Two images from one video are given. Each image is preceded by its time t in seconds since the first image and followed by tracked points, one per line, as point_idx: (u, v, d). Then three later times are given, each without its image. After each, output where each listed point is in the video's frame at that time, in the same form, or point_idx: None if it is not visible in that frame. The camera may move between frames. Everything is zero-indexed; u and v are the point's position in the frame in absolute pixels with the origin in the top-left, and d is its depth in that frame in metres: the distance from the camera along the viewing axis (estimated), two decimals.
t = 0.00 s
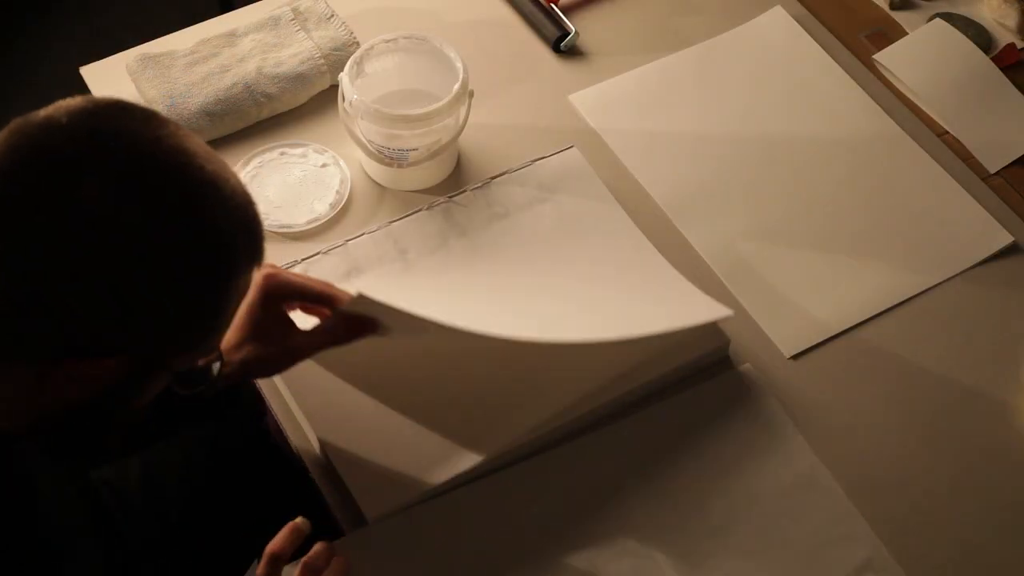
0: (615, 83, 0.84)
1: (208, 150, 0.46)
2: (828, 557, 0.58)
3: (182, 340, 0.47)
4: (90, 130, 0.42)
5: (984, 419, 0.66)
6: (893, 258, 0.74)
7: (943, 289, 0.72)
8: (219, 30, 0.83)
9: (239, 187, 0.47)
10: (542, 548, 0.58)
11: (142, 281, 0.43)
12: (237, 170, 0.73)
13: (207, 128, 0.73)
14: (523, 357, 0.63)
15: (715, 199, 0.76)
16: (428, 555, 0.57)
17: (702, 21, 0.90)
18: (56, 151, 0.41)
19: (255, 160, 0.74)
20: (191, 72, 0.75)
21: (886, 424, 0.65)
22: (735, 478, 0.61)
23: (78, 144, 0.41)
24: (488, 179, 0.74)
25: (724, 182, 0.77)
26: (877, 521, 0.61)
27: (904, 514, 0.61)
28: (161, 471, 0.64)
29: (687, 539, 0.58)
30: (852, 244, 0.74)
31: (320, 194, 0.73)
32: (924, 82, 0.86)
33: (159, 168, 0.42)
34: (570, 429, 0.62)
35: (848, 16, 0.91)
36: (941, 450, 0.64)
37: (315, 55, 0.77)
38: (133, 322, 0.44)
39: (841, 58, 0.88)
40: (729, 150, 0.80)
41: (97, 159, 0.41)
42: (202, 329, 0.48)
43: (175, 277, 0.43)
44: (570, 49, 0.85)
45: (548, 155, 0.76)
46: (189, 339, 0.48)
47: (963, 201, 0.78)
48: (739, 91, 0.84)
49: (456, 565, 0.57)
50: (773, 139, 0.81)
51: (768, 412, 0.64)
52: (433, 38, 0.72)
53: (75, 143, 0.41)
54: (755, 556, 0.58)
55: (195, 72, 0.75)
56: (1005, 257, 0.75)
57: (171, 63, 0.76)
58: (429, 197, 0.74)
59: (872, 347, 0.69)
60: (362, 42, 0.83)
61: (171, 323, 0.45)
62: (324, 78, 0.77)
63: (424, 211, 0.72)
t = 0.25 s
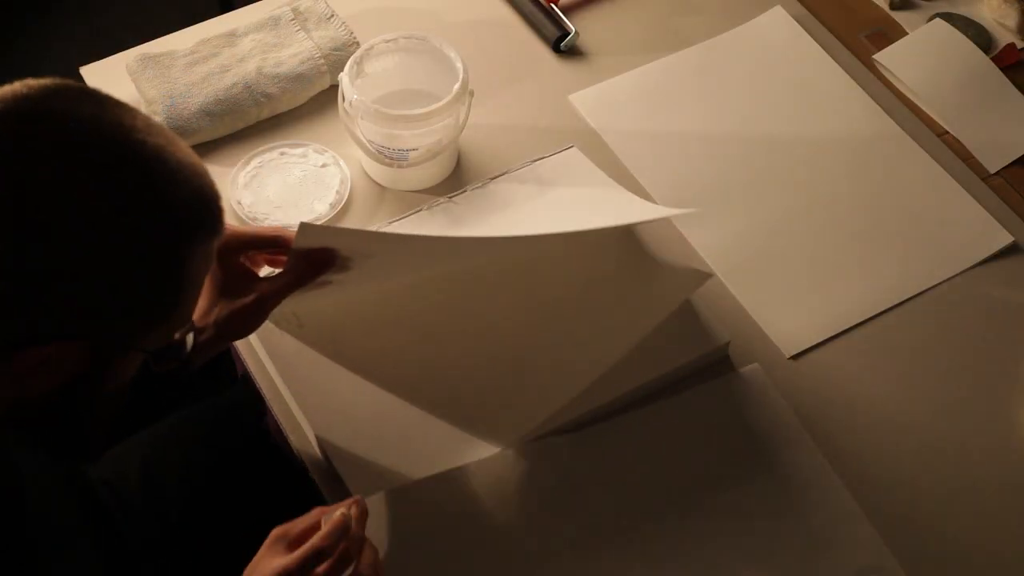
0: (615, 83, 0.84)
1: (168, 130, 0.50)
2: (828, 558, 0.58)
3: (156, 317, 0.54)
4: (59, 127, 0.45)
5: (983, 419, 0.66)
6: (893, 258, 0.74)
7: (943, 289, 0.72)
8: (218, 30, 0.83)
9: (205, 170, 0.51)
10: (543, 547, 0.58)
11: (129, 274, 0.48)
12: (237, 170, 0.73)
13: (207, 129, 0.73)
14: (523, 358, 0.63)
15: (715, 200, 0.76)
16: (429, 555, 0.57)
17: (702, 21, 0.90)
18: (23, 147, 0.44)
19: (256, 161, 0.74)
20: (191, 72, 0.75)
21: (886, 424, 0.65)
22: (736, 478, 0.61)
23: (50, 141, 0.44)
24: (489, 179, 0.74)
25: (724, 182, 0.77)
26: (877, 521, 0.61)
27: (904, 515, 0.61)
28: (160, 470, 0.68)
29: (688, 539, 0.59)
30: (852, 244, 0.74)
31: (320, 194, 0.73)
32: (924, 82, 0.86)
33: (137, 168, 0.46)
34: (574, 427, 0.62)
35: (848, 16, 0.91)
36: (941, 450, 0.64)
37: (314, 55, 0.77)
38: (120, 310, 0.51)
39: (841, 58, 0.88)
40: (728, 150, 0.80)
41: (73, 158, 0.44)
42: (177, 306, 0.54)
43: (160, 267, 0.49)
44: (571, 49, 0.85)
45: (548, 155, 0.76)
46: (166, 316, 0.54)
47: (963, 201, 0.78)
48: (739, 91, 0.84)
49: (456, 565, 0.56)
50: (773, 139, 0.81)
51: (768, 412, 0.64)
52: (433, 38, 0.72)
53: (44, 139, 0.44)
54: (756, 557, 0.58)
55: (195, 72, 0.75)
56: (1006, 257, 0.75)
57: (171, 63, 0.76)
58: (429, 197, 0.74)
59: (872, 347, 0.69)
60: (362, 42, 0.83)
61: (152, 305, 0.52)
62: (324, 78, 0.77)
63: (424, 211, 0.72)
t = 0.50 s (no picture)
0: (615, 83, 0.84)
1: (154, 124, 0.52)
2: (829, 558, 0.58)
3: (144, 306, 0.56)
4: (57, 126, 0.46)
5: (983, 419, 0.66)
6: (893, 258, 0.74)
7: (943, 289, 0.72)
8: (218, 30, 0.83)
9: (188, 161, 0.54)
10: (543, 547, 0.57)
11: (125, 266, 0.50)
12: (237, 170, 0.73)
13: (207, 129, 0.73)
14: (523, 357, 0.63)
15: (716, 200, 0.76)
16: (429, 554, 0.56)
17: (702, 21, 0.90)
18: (21, 146, 0.45)
19: (256, 161, 0.74)
20: (191, 72, 0.75)
21: (886, 424, 0.65)
22: (736, 478, 0.61)
23: (50, 139, 0.45)
24: (489, 179, 0.74)
25: (723, 182, 0.77)
26: (877, 520, 0.61)
27: (904, 514, 0.61)
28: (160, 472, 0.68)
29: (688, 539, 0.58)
30: (852, 244, 0.74)
31: (320, 194, 0.73)
32: (924, 82, 0.86)
33: (132, 162, 0.48)
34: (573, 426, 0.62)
35: (848, 16, 0.91)
36: (941, 450, 0.64)
37: (315, 55, 0.77)
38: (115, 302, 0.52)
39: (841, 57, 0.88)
40: (728, 149, 0.80)
41: (71, 156, 0.46)
42: (162, 294, 0.56)
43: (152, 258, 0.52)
44: (571, 49, 0.85)
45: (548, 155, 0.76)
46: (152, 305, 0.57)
47: (963, 201, 0.78)
48: (739, 90, 0.84)
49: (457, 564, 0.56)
50: (773, 139, 0.81)
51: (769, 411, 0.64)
52: (433, 38, 0.72)
53: (43, 138, 0.45)
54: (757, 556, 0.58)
55: (195, 72, 0.75)
56: (1006, 257, 0.75)
57: (171, 63, 0.76)
58: (429, 197, 0.74)
59: (872, 347, 0.69)
60: (362, 42, 0.83)
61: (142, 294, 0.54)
62: (324, 78, 0.77)
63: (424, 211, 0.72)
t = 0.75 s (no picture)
0: (615, 83, 0.84)
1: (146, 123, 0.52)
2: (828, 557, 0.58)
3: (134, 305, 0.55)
4: (55, 126, 0.46)
5: (983, 420, 0.66)
6: (893, 258, 0.74)
7: (943, 289, 0.72)
8: (218, 30, 0.83)
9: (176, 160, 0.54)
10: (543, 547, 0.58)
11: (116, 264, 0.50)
12: (237, 170, 0.73)
13: (207, 129, 0.73)
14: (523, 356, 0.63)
15: (715, 200, 0.76)
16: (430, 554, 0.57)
17: (702, 21, 0.90)
18: (21, 146, 0.45)
19: (256, 160, 0.74)
20: (191, 72, 0.75)
21: (886, 424, 0.65)
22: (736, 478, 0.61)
23: (48, 140, 0.45)
24: (489, 179, 0.74)
25: (723, 182, 0.77)
26: (877, 520, 0.61)
27: (904, 514, 0.61)
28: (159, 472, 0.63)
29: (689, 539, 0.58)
30: (852, 244, 0.74)
31: (320, 194, 0.73)
32: (923, 82, 0.86)
33: (126, 163, 0.48)
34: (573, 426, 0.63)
35: (848, 16, 0.91)
36: (941, 450, 0.64)
37: (315, 55, 0.77)
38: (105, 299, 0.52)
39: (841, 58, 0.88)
40: (728, 149, 0.80)
41: (68, 156, 0.46)
42: (152, 292, 0.56)
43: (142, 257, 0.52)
44: (570, 49, 0.85)
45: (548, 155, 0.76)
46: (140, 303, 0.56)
47: (963, 201, 0.78)
48: (739, 90, 0.84)
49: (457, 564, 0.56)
50: (773, 139, 0.81)
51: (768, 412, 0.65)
52: (433, 38, 0.72)
53: (42, 138, 0.45)
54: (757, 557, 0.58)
55: (195, 72, 0.75)
56: (1005, 257, 0.75)
57: (171, 63, 0.76)
58: (429, 197, 0.74)
59: (872, 346, 0.69)
60: (362, 42, 0.83)
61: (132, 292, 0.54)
62: (324, 78, 0.77)
63: (424, 212, 0.72)
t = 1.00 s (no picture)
0: (615, 83, 0.84)
1: (142, 116, 0.52)
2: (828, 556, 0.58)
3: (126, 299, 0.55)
4: (55, 118, 0.45)
5: (984, 420, 0.66)
6: (893, 258, 0.74)
7: (943, 289, 0.72)
8: (218, 30, 0.83)
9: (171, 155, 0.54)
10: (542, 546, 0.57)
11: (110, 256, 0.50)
12: (237, 170, 0.73)
13: (207, 128, 0.73)
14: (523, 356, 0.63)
15: (715, 200, 0.76)
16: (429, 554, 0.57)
17: (702, 21, 0.90)
18: (21, 138, 0.45)
19: (256, 160, 0.74)
20: (191, 72, 0.75)
21: (885, 424, 0.65)
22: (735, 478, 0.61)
23: (48, 132, 0.45)
24: (488, 179, 0.74)
25: (724, 182, 0.77)
26: (876, 520, 0.61)
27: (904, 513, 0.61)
28: (162, 471, 0.62)
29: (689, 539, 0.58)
30: (852, 244, 0.74)
31: (320, 194, 0.73)
32: (923, 82, 0.86)
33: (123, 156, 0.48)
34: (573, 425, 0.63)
35: (848, 16, 0.91)
36: (941, 450, 0.64)
37: (315, 55, 0.77)
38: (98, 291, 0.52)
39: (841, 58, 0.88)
40: (728, 149, 0.80)
41: (67, 148, 0.46)
42: (142, 289, 0.56)
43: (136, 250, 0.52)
44: (570, 49, 0.85)
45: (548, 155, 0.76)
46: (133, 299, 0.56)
47: (963, 201, 0.78)
48: (739, 90, 0.84)
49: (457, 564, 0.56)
50: (773, 139, 0.81)
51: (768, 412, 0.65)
52: (433, 38, 0.71)
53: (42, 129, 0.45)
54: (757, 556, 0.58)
55: (195, 72, 0.75)
56: (1005, 257, 0.75)
57: (171, 63, 0.76)
58: (428, 197, 0.74)
59: (872, 346, 0.69)
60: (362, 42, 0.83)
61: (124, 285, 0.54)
62: (324, 78, 0.77)
63: (424, 211, 0.72)
